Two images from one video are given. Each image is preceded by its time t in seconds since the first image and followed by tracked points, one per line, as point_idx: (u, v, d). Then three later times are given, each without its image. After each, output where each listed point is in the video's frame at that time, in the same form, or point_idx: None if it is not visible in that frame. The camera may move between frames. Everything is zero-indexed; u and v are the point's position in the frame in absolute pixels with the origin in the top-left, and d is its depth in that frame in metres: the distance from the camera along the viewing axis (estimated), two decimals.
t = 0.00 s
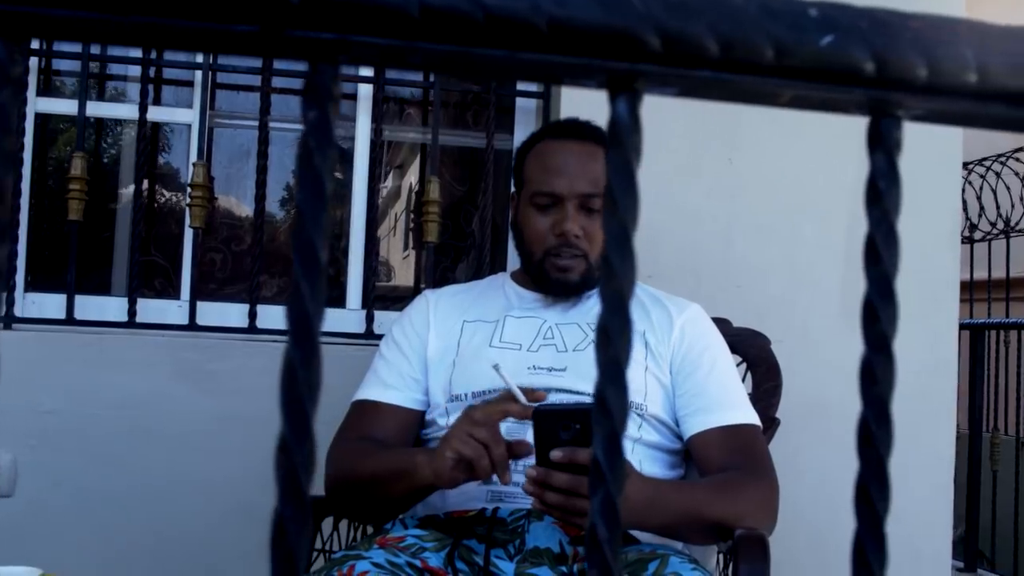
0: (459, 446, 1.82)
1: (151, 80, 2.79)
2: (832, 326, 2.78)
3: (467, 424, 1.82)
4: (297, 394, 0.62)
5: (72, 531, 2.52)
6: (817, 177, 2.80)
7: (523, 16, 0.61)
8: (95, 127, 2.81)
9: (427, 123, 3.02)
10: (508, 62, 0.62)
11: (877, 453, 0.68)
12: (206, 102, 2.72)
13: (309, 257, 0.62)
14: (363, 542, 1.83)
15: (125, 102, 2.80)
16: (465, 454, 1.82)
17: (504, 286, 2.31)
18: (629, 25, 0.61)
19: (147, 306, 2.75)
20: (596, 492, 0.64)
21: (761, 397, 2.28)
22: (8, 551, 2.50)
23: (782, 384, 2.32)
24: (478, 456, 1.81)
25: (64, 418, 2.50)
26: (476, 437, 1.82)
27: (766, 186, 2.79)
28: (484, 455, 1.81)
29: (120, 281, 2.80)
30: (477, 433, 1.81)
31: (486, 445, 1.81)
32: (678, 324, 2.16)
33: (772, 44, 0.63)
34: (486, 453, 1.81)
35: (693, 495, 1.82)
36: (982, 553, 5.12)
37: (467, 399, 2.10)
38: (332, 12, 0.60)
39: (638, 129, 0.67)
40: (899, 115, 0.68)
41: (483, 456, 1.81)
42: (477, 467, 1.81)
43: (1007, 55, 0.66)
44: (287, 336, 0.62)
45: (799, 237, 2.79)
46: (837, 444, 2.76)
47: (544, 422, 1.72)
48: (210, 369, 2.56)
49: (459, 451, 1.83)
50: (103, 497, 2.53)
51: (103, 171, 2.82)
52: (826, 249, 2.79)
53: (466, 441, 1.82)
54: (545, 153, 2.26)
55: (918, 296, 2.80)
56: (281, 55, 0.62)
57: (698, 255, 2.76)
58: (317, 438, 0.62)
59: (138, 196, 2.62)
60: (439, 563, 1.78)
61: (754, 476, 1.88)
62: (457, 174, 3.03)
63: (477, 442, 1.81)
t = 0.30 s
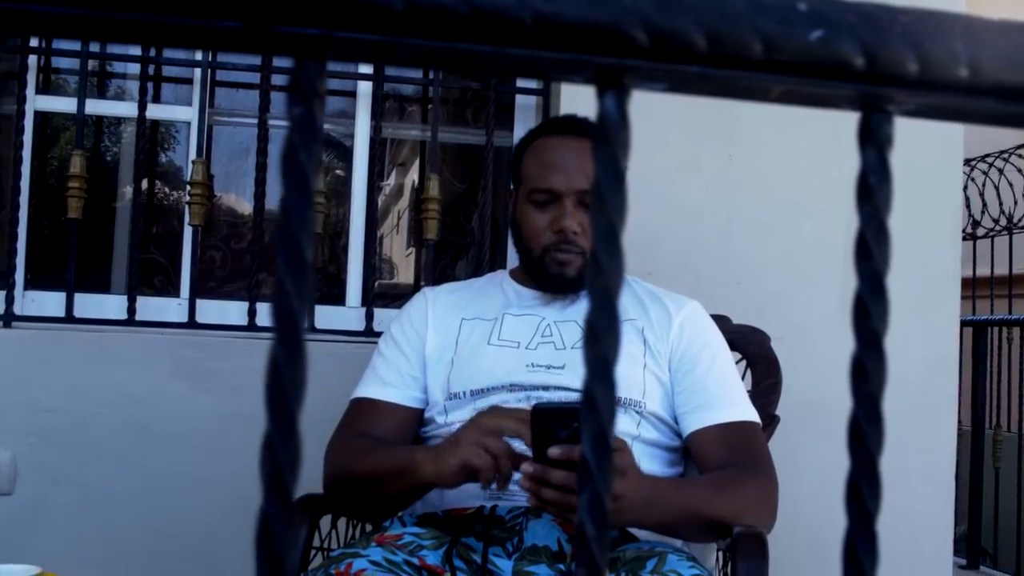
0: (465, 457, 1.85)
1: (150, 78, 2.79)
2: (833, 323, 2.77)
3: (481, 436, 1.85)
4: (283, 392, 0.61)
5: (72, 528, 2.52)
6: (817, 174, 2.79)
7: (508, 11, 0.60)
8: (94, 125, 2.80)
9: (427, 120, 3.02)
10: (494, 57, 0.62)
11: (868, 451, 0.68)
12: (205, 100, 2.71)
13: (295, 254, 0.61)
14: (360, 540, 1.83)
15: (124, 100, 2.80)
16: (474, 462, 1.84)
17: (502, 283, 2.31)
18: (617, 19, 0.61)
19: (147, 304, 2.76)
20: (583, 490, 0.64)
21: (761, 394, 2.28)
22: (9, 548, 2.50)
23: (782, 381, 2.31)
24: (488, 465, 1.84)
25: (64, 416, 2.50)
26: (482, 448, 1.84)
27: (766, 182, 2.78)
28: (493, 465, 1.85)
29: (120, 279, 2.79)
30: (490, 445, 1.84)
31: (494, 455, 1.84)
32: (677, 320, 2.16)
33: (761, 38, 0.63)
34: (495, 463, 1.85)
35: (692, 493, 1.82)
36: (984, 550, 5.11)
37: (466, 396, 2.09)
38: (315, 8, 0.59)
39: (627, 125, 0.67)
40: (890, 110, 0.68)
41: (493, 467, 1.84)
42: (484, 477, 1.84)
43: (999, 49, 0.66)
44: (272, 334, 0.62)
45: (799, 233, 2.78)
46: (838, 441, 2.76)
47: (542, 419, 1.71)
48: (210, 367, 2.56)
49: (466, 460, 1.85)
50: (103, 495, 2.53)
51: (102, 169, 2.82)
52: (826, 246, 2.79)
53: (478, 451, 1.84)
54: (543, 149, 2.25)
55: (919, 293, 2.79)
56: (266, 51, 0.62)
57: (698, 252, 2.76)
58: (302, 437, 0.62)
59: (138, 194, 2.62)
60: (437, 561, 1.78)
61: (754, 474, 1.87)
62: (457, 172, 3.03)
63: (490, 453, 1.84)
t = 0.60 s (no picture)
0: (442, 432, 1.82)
1: (149, 76, 2.79)
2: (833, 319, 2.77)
3: (446, 405, 1.80)
4: (267, 389, 0.61)
5: (72, 525, 2.53)
6: (818, 171, 2.79)
7: (493, 7, 0.60)
8: (94, 122, 2.80)
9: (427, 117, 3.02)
10: (479, 52, 0.62)
11: (857, 447, 0.67)
12: (204, 97, 2.71)
13: (280, 250, 0.61)
14: (358, 536, 1.83)
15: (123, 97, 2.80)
16: (448, 433, 1.81)
17: (502, 281, 2.30)
18: (602, 14, 0.61)
19: (147, 301, 2.76)
20: (570, 487, 0.64)
21: (760, 391, 2.27)
22: (9, 545, 2.51)
23: (781, 378, 2.30)
24: (460, 434, 1.80)
25: (64, 413, 2.50)
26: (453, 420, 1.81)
27: (767, 179, 2.78)
28: (466, 431, 1.81)
29: (120, 276, 2.79)
30: (457, 412, 1.80)
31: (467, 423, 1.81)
32: (677, 316, 2.15)
33: (748, 33, 0.62)
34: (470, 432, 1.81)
35: (692, 490, 1.81)
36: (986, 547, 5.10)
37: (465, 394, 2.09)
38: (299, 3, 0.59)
39: (614, 121, 0.66)
40: (879, 105, 0.68)
41: (466, 434, 1.80)
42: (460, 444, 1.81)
43: (987, 44, 0.65)
44: (256, 330, 0.62)
45: (800, 230, 2.78)
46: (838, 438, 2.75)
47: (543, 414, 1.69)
48: (209, 364, 2.57)
49: (442, 433, 1.82)
50: (104, 492, 2.53)
51: (101, 166, 2.82)
52: (826, 242, 2.78)
53: (449, 421, 1.81)
54: (542, 146, 2.24)
55: (920, 290, 2.78)
56: (250, 46, 0.61)
57: (698, 249, 2.75)
58: (287, 433, 0.62)
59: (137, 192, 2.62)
60: (434, 558, 1.79)
61: (753, 471, 1.87)
62: (457, 168, 3.03)
63: (458, 420, 1.80)
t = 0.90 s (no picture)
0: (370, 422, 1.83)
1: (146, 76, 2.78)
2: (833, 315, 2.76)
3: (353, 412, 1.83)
4: (244, 389, 0.61)
5: (71, 525, 2.53)
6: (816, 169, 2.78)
7: (470, 4, 0.60)
8: (91, 122, 2.80)
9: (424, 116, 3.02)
10: (456, 49, 0.61)
11: (841, 446, 0.67)
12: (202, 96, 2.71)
13: (258, 250, 0.61)
14: (353, 536, 1.84)
15: (120, 97, 2.80)
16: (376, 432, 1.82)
17: (499, 280, 2.30)
18: (580, 11, 0.60)
19: (144, 301, 2.75)
20: (550, 487, 0.63)
21: (757, 389, 2.26)
22: (7, 546, 2.50)
23: (779, 376, 2.30)
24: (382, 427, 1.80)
25: (61, 412, 2.50)
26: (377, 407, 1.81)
27: (765, 177, 2.77)
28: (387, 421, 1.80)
29: (117, 276, 2.79)
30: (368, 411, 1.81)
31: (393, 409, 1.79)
32: (673, 315, 2.15)
33: (728, 29, 0.62)
34: (392, 419, 1.79)
35: (688, 488, 1.80)
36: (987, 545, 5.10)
37: (462, 392, 2.08)
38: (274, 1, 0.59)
39: (594, 118, 0.66)
40: (863, 101, 0.67)
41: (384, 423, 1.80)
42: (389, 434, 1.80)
43: (971, 40, 0.65)
44: (235, 330, 0.61)
45: (798, 228, 2.77)
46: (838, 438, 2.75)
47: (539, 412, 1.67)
48: (207, 364, 2.57)
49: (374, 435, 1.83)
50: (102, 492, 2.53)
51: (98, 165, 2.83)
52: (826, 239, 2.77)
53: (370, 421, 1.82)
54: (539, 142, 2.25)
55: (918, 287, 2.78)
56: (228, 46, 0.61)
57: (697, 247, 2.75)
58: (265, 434, 0.61)
59: (132, 192, 2.61)
60: (430, 557, 1.79)
61: (748, 469, 1.86)
62: (455, 167, 3.03)
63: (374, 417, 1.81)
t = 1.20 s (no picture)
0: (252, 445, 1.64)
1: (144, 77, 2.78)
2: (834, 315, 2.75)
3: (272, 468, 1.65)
4: (222, 394, 0.61)
5: (69, 527, 2.53)
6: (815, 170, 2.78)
7: (448, 7, 0.59)
8: (91, 124, 2.80)
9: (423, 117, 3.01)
10: (435, 52, 0.61)
11: (825, 452, 0.67)
12: (201, 98, 2.72)
13: (237, 255, 0.61)
14: (348, 539, 1.83)
15: (119, 99, 2.80)
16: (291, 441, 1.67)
17: (496, 281, 2.30)
18: (560, 13, 0.60)
19: (144, 303, 2.75)
20: (531, 492, 0.63)
21: (755, 391, 2.25)
22: (6, 547, 2.50)
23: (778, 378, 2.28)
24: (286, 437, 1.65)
25: (59, 414, 2.50)
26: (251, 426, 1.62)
27: (764, 177, 2.76)
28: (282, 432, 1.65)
29: (116, 278, 2.79)
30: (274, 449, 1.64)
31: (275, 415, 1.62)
32: (669, 316, 2.15)
33: (709, 31, 0.61)
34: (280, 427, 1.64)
35: (683, 490, 1.79)
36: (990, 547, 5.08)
37: (458, 393, 2.08)
38: (251, 4, 0.59)
39: (575, 121, 0.66)
40: (847, 104, 0.67)
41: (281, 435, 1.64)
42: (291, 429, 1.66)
43: (955, 41, 0.64)
44: (212, 335, 0.61)
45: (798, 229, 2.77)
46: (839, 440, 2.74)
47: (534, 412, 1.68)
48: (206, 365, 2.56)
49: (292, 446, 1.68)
50: (100, 494, 2.53)
51: (98, 167, 2.83)
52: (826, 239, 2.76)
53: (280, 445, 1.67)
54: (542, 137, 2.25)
55: (919, 288, 2.77)
56: (206, 49, 0.61)
57: (696, 248, 2.74)
58: (243, 439, 0.61)
59: (131, 193, 2.60)
60: (425, 560, 1.79)
61: (743, 471, 1.85)
62: (454, 168, 3.03)
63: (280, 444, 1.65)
